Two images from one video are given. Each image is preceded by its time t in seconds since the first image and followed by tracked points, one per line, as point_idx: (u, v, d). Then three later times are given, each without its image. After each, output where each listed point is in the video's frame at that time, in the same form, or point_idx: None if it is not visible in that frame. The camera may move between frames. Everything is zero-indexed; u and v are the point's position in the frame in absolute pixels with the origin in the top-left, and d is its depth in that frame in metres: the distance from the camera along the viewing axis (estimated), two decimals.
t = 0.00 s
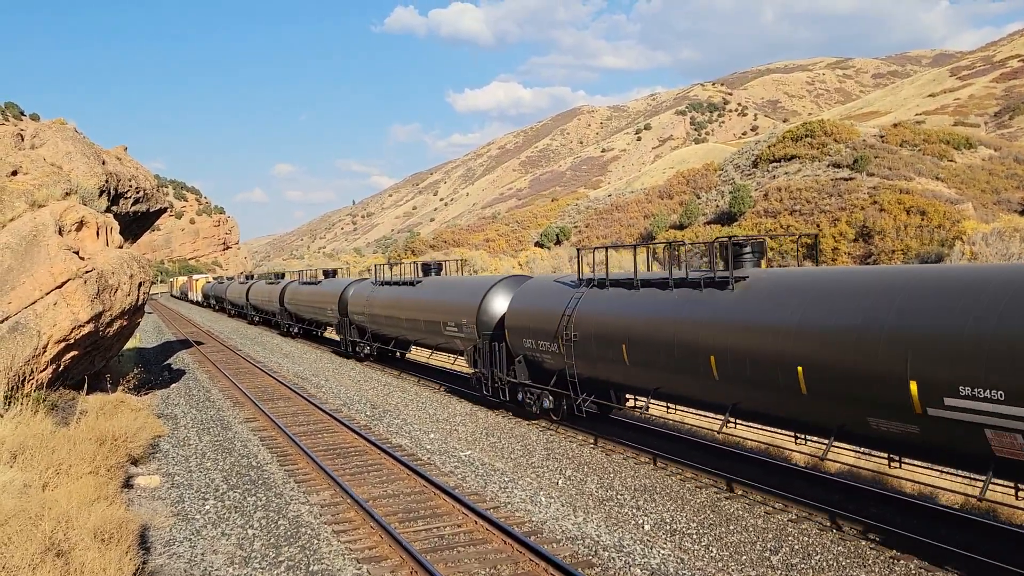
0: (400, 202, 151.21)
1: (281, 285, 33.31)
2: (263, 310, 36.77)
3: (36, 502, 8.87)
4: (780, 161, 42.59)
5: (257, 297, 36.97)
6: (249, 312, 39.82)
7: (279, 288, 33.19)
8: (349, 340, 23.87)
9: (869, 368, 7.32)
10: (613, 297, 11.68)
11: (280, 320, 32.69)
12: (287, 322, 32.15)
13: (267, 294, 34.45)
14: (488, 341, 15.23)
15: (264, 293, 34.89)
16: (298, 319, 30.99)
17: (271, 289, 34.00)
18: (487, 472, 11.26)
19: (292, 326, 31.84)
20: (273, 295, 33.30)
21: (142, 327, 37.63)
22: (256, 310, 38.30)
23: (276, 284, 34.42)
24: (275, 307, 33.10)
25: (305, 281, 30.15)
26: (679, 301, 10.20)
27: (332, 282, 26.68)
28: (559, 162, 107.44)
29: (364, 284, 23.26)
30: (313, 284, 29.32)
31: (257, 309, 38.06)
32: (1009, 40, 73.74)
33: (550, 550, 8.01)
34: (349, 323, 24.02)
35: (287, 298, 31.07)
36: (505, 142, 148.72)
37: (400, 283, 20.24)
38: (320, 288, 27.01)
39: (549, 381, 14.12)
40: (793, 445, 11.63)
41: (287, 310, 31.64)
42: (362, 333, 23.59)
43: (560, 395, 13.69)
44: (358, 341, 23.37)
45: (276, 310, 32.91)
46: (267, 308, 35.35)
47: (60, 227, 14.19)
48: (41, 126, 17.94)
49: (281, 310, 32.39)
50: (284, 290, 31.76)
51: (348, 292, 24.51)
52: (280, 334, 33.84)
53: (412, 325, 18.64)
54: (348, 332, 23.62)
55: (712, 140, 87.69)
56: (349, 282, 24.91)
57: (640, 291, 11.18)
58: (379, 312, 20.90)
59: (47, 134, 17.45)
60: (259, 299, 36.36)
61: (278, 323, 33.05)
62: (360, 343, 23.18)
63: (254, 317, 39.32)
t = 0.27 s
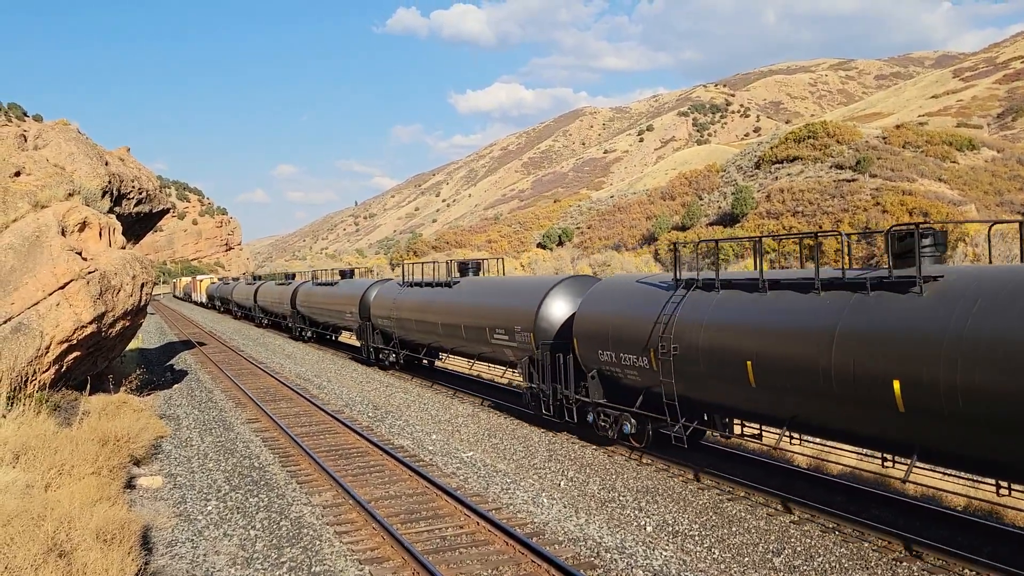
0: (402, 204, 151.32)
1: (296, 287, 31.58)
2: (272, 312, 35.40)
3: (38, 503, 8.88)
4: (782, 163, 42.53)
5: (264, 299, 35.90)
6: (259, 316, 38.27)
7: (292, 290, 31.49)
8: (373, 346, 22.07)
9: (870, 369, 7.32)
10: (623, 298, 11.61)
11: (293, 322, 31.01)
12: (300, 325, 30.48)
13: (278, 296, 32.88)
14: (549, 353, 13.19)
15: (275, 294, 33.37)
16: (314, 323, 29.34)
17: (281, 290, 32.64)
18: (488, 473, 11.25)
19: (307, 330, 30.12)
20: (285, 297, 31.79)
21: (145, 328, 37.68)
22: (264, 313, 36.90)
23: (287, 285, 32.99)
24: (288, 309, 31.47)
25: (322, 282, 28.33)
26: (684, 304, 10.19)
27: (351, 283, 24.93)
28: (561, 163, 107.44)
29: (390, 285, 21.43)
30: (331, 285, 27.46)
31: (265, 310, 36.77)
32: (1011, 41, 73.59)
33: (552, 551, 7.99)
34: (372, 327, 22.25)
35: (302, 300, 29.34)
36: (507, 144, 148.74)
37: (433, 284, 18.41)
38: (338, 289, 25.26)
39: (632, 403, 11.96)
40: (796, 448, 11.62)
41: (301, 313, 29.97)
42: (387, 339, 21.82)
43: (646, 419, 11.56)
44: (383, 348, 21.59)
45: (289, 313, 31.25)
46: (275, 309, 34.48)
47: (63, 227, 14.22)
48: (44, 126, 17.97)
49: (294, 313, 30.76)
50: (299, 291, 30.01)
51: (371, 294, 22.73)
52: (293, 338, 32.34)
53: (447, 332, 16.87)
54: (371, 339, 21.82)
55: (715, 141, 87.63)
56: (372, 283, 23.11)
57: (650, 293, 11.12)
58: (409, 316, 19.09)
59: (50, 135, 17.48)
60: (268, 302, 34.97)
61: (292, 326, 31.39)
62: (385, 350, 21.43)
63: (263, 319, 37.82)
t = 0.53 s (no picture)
0: (404, 205, 151.52)
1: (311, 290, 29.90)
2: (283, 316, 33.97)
3: (41, 503, 8.89)
4: (785, 164, 42.50)
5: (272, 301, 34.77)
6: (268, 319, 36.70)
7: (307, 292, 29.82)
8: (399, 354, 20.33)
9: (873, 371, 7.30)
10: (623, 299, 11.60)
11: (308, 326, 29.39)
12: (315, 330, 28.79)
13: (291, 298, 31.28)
14: (631, 369, 11.26)
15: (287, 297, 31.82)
16: (331, 327, 27.65)
17: (293, 292, 31.19)
18: (490, 474, 11.25)
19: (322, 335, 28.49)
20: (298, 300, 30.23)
21: (147, 329, 37.74)
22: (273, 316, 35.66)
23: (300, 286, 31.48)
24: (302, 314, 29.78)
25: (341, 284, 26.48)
26: (686, 305, 10.18)
27: (372, 286, 23.23)
28: (563, 164, 107.49)
29: (420, 286, 19.56)
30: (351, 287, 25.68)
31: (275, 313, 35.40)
32: (1014, 42, 73.49)
33: (553, 553, 7.98)
34: (398, 333, 20.47)
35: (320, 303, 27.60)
36: (509, 145, 148.79)
37: (474, 286, 16.61)
38: (358, 292, 23.55)
39: (750, 433, 9.58)
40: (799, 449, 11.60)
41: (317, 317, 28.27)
42: (416, 347, 20.04)
43: (762, 450, 9.17)
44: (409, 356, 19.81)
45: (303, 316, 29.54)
46: (284, 312, 33.40)
47: (65, 229, 14.24)
48: (47, 128, 18.01)
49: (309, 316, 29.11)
50: (317, 293, 28.27)
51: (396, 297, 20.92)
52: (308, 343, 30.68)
53: (492, 340, 15.17)
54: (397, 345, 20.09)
55: (717, 143, 87.62)
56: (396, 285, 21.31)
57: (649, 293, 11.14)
58: (444, 322, 17.32)
59: (53, 136, 17.50)
60: (279, 304, 33.48)
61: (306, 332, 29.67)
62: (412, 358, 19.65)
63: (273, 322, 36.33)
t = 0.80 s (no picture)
0: (406, 206, 151.71)
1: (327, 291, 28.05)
2: (295, 318, 32.43)
3: (44, 504, 8.90)
4: (788, 165, 42.45)
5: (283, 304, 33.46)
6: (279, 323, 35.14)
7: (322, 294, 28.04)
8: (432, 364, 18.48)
9: (870, 373, 7.23)
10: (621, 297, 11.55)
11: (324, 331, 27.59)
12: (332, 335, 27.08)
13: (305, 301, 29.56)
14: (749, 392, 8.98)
15: (301, 299, 30.16)
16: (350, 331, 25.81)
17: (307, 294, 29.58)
18: (493, 476, 11.23)
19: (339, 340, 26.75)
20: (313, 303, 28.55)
21: (150, 330, 37.79)
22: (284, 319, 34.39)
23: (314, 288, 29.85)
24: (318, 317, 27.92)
25: (360, 284, 24.56)
26: (684, 304, 10.09)
27: (396, 287, 21.42)
28: (565, 166, 107.54)
29: (456, 288, 17.54)
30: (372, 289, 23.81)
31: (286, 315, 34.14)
32: (1018, 44, 73.37)
33: (556, 554, 7.96)
34: (431, 340, 18.62)
35: (338, 306, 25.75)
36: (512, 146, 148.86)
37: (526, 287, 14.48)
38: (381, 295, 21.70)
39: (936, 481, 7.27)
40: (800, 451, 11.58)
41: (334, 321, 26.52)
42: (451, 356, 18.16)
43: (960, 504, 6.79)
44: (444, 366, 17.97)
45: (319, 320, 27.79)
46: (295, 315, 32.11)
47: (69, 229, 14.26)
48: (51, 129, 18.05)
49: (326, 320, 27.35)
50: (333, 295, 26.44)
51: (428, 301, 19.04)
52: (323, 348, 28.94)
53: (548, 352, 13.02)
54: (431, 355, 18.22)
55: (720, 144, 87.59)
56: (427, 287, 19.41)
57: (647, 292, 11.06)
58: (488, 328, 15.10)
59: (56, 137, 17.54)
60: (291, 306, 31.88)
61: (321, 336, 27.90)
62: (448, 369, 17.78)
63: (283, 326, 34.89)
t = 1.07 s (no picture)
0: (408, 207, 151.76)
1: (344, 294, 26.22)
2: (307, 321, 30.80)
3: (46, 505, 8.90)
4: (790, 167, 42.41)
5: (294, 306, 31.90)
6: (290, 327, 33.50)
7: (339, 297, 26.24)
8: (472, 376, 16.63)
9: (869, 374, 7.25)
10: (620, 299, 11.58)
11: (341, 336, 25.76)
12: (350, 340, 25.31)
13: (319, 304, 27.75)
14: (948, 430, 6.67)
15: (314, 302, 28.45)
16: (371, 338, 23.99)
17: (321, 296, 27.87)
18: (495, 477, 11.22)
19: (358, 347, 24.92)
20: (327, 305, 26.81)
21: (152, 331, 37.80)
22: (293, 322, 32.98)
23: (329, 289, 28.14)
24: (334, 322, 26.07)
25: (383, 286, 22.67)
26: (684, 306, 10.12)
27: (425, 291, 19.60)
28: (567, 167, 107.57)
29: (502, 292, 15.70)
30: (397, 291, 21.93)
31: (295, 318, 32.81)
32: (1020, 45, 73.26)
33: (557, 556, 7.95)
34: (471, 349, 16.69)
35: (358, 310, 23.87)
36: (514, 148, 148.91)
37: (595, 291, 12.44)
38: (408, 298, 19.85)
39: None
40: (802, 452, 11.58)
41: (352, 325, 24.72)
42: (495, 368, 16.27)
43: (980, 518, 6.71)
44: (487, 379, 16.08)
45: (336, 324, 25.99)
46: (306, 318, 30.64)
47: (71, 231, 14.29)
48: (53, 130, 18.09)
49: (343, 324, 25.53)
50: (352, 297, 24.57)
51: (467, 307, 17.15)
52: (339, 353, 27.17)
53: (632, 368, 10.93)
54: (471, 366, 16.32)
55: (722, 146, 87.53)
56: (464, 290, 17.53)
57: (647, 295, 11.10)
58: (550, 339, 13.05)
59: (59, 139, 17.57)
60: (303, 309, 30.20)
61: (338, 342, 26.07)
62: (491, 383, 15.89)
63: (293, 329, 33.33)
